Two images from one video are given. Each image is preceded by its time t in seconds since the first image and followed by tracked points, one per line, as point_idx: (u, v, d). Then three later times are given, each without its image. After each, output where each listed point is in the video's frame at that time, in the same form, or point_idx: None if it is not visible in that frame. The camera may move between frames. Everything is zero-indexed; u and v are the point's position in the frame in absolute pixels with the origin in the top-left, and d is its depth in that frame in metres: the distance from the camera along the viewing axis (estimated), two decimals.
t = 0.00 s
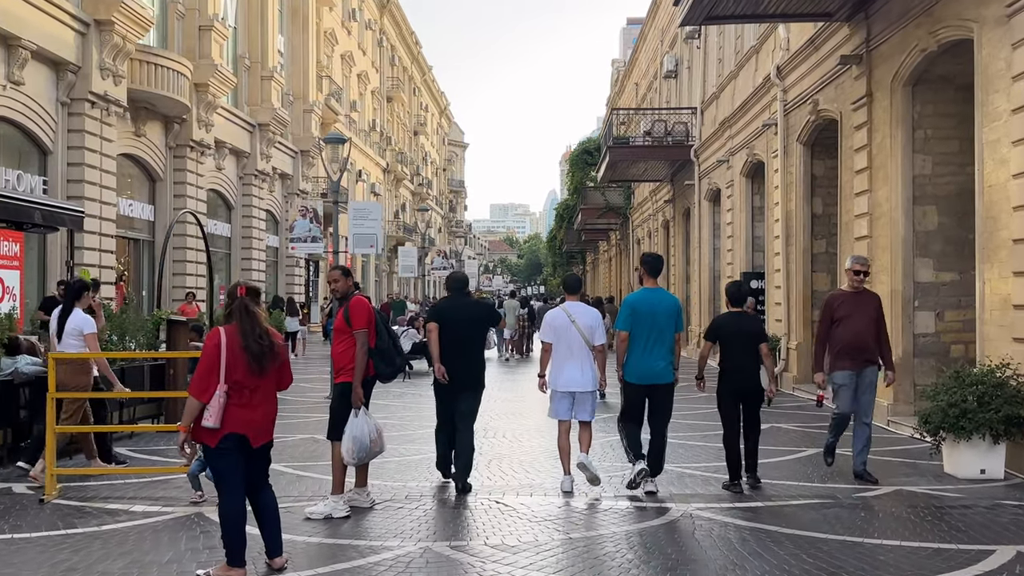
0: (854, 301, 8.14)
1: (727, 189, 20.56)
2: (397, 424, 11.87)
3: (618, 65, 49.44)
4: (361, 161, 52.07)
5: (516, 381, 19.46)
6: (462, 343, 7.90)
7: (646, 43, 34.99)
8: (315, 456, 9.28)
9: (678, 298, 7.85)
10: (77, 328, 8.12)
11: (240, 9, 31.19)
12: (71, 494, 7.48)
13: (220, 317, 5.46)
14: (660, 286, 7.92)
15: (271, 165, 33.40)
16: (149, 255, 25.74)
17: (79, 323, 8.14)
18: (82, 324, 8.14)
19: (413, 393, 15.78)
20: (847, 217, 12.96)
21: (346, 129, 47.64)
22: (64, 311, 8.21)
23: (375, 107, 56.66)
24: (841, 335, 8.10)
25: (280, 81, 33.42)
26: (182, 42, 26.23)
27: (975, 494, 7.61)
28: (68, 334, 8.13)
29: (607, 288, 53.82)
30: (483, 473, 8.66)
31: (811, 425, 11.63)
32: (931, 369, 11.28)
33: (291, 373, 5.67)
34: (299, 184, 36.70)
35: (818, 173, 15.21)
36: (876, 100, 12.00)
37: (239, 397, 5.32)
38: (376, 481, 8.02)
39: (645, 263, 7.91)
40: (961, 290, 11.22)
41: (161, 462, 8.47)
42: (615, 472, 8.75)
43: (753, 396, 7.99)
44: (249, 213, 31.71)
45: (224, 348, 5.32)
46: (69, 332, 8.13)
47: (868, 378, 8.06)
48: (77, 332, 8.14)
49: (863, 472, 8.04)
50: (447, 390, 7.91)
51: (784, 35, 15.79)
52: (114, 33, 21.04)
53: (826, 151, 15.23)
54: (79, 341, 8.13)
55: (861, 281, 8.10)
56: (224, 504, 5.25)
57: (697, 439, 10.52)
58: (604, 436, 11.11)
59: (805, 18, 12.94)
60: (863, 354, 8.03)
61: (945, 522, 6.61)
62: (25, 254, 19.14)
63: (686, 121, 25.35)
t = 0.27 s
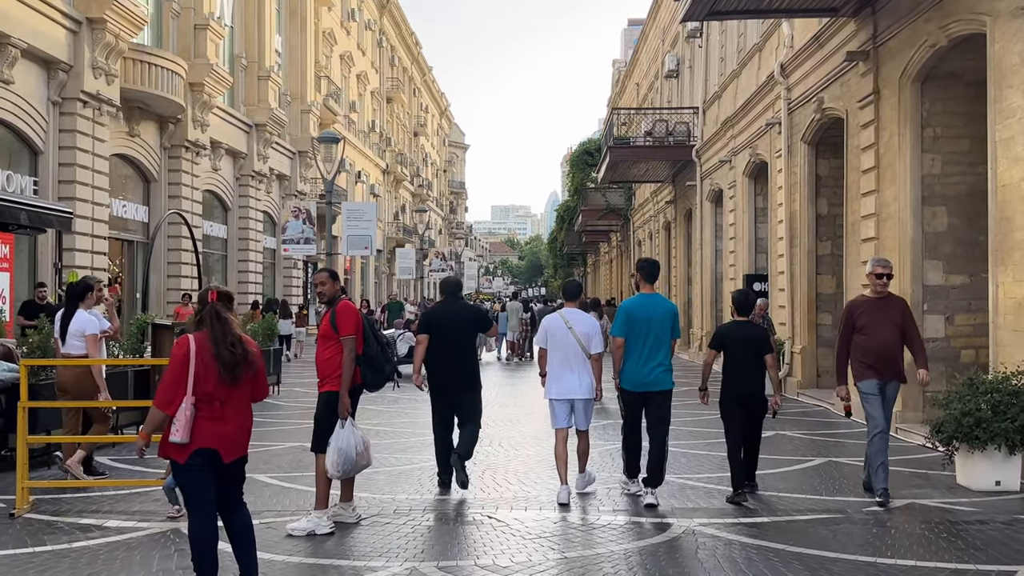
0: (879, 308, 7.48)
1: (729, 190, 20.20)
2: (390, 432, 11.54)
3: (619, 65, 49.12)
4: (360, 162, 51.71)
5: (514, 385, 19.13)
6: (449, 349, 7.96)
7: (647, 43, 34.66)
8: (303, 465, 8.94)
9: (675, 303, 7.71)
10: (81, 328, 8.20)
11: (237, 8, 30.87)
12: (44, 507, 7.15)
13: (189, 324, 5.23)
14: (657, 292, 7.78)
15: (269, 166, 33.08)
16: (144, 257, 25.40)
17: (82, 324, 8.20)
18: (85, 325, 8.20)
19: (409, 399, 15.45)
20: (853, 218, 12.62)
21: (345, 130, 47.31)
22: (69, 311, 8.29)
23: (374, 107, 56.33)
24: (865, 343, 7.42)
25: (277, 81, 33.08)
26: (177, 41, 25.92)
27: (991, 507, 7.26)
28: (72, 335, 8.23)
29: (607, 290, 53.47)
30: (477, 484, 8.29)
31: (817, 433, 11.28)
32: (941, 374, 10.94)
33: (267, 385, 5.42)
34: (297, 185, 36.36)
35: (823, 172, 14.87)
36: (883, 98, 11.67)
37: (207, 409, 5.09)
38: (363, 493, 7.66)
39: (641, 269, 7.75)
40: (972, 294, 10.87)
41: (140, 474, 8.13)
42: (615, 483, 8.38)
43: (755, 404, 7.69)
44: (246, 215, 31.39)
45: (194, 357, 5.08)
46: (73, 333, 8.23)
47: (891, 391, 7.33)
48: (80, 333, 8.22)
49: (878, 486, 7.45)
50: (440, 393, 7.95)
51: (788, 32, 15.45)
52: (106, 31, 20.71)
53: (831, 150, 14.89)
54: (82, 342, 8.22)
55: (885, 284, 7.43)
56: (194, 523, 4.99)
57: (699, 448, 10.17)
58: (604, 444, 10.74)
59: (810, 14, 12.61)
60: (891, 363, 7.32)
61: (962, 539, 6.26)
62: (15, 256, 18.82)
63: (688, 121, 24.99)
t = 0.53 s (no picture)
0: (905, 305, 6.73)
1: (732, 189, 19.86)
2: (385, 435, 11.22)
3: (620, 65, 48.76)
4: (360, 162, 51.38)
5: (513, 386, 18.81)
6: (449, 347, 8.07)
7: (648, 41, 34.31)
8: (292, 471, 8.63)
9: (673, 303, 7.71)
10: (90, 332, 8.18)
11: (234, 6, 30.56)
12: (16, 515, 6.84)
13: (163, 324, 5.00)
14: (655, 292, 7.82)
15: (267, 166, 32.76)
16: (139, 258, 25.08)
17: (93, 327, 8.20)
18: (95, 328, 8.18)
19: (406, 401, 15.13)
20: (861, 215, 12.30)
21: (344, 130, 46.99)
22: (80, 313, 8.25)
23: (375, 108, 56.03)
24: (890, 343, 6.69)
25: (276, 80, 32.76)
26: (173, 39, 25.62)
27: (1011, 516, 6.93)
28: (80, 338, 8.19)
29: (609, 291, 53.10)
30: (472, 490, 7.96)
31: (825, 437, 10.96)
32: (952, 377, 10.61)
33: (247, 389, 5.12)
34: (296, 184, 36.07)
35: (829, 170, 14.55)
36: (892, 92, 11.35)
37: (175, 414, 4.84)
38: (353, 501, 7.32)
39: (635, 269, 7.80)
40: (984, 294, 10.55)
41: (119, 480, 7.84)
42: (616, 490, 8.05)
43: (762, 405, 7.56)
44: (244, 215, 31.09)
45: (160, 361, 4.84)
46: (82, 335, 8.20)
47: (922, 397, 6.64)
48: (89, 337, 8.19)
49: (900, 497, 6.96)
50: (443, 391, 8.01)
51: (793, 26, 15.12)
52: (100, 28, 20.40)
53: (837, 147, 14.57)
54: (90, 346, 8.19)
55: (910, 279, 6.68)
56: (162, 536, 4.78)
57: (703, 453, 9.84)
58: (604, 448, 10.41)
59: (816, 6, 12.29)
60: (918, 366, 6.62)
61: (982, 551, 5.94)
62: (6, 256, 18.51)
63: (691, 119, 24.65)
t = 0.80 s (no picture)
0: (936, 307, 6.31)
1: (735, 190, 19.52)
2: (378, 443, 10.90)
3: (621, 65, 48.44)
4: (359, 163, 51.05)
5: (513, 391, 18.49)
6: (452, 349, 8.29)
7: (650, 42, 33.98)
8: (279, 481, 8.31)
9: (669, 306, 7.85)
10: (104, 335, 8.31)
11: (231, 5, 30.25)
12: None
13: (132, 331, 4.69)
14: (651, 295, 7.95)
15: (265, 167, 32.44)
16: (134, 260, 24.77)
17: (105, 330, 8.33)
18: (107, 331, 8.31)
19: (402, 406, 14.82)
20: (868, 216, 11.98)
21: (343, 130, 46.66)
22: (94, 315, 8.38)
23: (375, 109, 55.71)
24: (918, 351, 6.28)
25: (274, 80, 32.45)
26: (169, 38, 25.31)
27: None
28: (96, 341, 8.36)
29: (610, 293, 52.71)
30: (466, 502, 7.62)
31: (832, 444, 10.63)
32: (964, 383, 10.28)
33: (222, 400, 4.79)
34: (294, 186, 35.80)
35: (835, 170, 14.23)
36: (901, 89, 11.02)
37: (142, 428, 4.52)
38: (339, 515, 6.99)
39: (632, 272, 7.94)
40: (997, 298, 10.23)
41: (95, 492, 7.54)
42: (616, 502, 7.71)
43: (764, 414, 7.32)
44: (241, 216, 30.78)
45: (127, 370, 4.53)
46: (97, 338, 8.36)
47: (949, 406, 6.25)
48: (103, 339, 8.34)
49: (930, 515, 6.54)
50: (443, 392, 8.25)
51: (798, 23, 14.80)
52: (93, 27, 20.09)
53: (843, 146, 14.25)
54: (104, 348, 8.35)
55: (942, 280, 6.27)
56: (128, 559, 4.46)
57: (706, 462, 9.51)
58: (604, 456, 10.08)
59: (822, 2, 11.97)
60: (947, 375, 6.22)
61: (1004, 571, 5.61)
62: None
63: (693, 119, 24.32)
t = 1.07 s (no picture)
0: (979, 312, 5.80)
1: (737, 188, 19.22)
2: (371, 447, 10.60)
3: (623, 64, 48.08)
4: (360, 163, 50.76)
5: (511, 392, 18.20)
6: (452, 351, 8.39)
7: (651, 40, 33.65)
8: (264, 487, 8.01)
9: (668, 307, 7.69)
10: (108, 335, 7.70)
11: (229, 3, 29.99)
12: None
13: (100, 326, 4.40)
14: (649, 296, 7.79)
15: (263, 166, 32.16)
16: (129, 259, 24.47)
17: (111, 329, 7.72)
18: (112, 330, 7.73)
19: (398, 408, 14.52)
20: (874, 213, 11.68)
21: (343, 130, 46.38)
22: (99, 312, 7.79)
23: (375, 109, 55.45)
24: (960, 358, 5.78)
25: (272, 79, 32.18)
26: (164, 36, 25.03)
27: None
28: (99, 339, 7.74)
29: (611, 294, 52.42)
30: (457, 508, 7.29)
31: (837, 448, 10.31)
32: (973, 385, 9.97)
33: (197, 401, 4.51)
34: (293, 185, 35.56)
35: (839, 167, 13.93)
36: (908, 82, 10.72)
37: (109, 431, 4.24)
38: (323, 524, 6.68)
39: (631, 271, 7.76)
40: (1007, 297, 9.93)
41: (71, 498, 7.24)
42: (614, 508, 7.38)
43: (760, 411, 7.24)
44: (239, 215, 30.50)
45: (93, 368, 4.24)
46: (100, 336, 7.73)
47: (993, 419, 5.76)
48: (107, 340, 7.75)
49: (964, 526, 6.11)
50: (444, 393, 8.38)
51: (801, 17, 14.50)
52: (86, 23, 19.81)
53: (848, 143, 13.94)
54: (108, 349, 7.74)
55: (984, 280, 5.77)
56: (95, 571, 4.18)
57: (708, 466, 9.20)
58: (602, 460, 9.77)
59: None
60: (992, 385, 5.73)
61: None
62: None
63: (694, 117, 24.02)
